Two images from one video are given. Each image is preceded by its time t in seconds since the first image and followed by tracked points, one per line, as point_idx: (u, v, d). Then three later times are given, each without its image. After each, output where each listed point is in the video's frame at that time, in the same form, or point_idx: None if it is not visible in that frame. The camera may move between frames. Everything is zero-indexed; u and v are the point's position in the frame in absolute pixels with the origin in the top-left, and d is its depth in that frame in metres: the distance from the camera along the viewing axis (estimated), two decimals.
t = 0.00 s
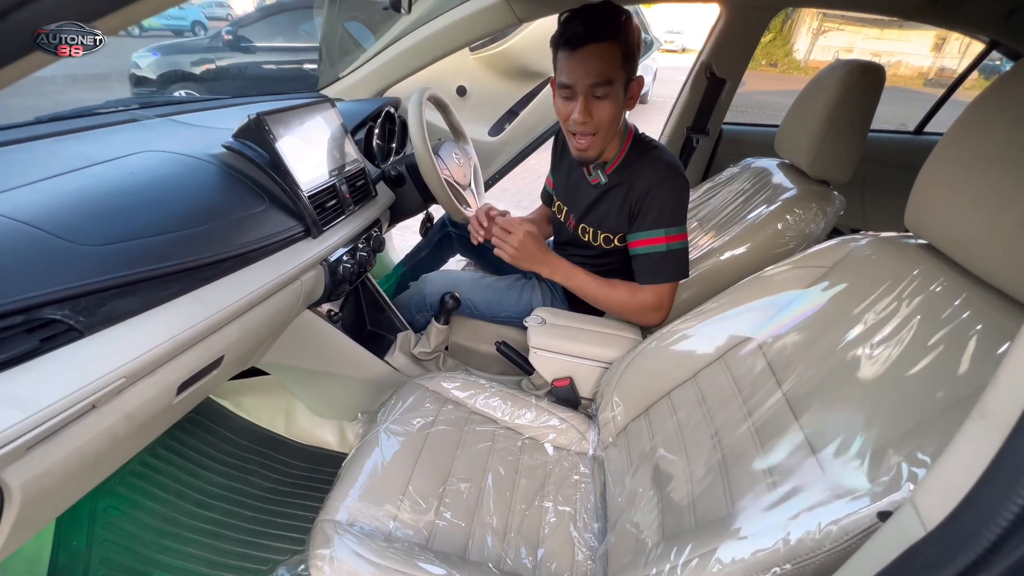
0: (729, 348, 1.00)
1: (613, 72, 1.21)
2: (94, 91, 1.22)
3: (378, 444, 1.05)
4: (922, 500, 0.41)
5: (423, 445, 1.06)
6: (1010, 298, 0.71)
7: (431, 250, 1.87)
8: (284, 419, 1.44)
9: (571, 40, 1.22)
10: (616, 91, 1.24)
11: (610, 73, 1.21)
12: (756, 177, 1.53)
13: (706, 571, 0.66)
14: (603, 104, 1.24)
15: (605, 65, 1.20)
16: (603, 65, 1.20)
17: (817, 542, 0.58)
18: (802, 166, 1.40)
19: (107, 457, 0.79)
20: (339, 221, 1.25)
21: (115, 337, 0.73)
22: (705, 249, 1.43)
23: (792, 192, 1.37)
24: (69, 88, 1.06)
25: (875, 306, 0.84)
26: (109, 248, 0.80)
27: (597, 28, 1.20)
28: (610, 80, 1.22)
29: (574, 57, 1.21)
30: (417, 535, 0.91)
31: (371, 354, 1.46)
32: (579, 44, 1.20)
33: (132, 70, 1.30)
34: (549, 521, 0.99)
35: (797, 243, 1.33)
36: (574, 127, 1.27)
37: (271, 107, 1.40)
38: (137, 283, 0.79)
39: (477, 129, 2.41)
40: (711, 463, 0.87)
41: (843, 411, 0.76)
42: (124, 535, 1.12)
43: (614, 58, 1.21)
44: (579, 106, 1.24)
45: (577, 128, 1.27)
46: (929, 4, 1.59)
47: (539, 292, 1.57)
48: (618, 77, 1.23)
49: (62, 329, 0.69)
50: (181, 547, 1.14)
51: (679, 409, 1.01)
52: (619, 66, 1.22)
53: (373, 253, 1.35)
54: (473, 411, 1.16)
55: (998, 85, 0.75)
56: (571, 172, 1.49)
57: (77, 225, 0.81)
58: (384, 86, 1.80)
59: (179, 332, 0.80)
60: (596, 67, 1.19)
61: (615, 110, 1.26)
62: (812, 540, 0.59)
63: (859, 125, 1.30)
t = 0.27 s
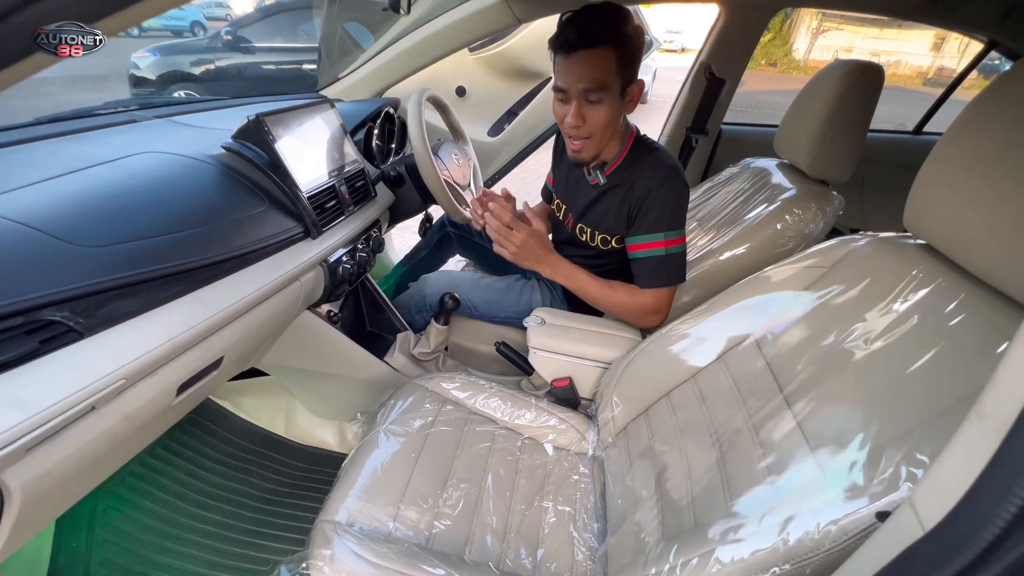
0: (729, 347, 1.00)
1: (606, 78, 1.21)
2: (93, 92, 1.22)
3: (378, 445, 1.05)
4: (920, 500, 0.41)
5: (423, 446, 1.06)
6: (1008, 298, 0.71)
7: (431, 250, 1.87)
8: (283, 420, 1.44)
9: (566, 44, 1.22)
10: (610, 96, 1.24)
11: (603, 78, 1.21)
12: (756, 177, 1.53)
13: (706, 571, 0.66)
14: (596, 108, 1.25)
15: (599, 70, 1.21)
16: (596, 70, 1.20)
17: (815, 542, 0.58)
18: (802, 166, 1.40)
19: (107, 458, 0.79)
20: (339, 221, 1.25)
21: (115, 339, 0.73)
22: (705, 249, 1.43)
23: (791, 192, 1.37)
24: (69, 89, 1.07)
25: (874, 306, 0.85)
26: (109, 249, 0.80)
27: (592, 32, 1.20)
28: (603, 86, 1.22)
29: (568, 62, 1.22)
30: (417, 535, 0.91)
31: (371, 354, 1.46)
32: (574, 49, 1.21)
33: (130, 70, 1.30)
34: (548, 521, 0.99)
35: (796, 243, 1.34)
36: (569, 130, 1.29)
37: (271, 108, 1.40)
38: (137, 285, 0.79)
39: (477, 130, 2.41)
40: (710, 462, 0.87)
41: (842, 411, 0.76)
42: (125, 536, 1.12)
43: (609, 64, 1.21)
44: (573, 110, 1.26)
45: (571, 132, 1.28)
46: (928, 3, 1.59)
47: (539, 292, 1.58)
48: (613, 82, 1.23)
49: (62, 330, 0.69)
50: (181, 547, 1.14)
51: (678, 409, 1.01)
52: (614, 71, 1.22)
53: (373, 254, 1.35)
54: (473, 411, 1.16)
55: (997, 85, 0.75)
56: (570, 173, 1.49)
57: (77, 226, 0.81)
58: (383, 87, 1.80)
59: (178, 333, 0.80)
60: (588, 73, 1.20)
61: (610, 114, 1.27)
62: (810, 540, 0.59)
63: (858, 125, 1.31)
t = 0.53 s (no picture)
0: (728, 347, 1.00)
1: (605, 84, 1.22)
2: (92, 92, 1.22)
3: (377, 445, 1.05)
4: (916, 499, 0.41)
5: (422, 446, 1.06)
6: (1006, 297, 0.71)
7: (430, 251, 1.88)
8: (283, 420, 1.44)
9: (564, 52, 1.23)
10: (611, 102, 1.25)
11: (602, 85, 1.22)
12: (755, 177, 1.54)
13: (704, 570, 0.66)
14: (597, 115, 1.25)
15: (597, 78, 1.21)
16: (595, 77, 1.21)
17: (813, 541, 0.59)
18: (801, 166, 1.40)
19: (107, 458, 0.79)
20: (338, 221, 1.25)
21: (114, 339, 0.73)
22: (704, 249, 1.43)
23: (790, 192, 1.37)
24: (68, 90, 1.07)
25: (873, 306, 0.85)
26: (108, 249, 0.80)
27: (588, 40, 1.20)
28: (603, 93, 1.22)
29: (566, 70, 1.23)
30: (417, 535, 0.91)
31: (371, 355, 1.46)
32: (572, 57, 1.22)
33: (129, 70, 1.30)
34: (548, 521, 0.99)
35: (795, 243, 1.34)
36: (571, 137, 1.30)
37: (270, 108, 1.41)
38: (136, 285, 0.79)
39: (476, 130, 2.41)
40: (709, 462, 0.87)
41: (841, 411, 0.76)
42: (124, 536, 1.12)
43: (608, 71, 1.21)
44: (574, 117, 1.26)
45: (574, 138, 1.29)
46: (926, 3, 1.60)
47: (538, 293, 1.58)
48: (613, 88, 1.23)
49: (61, 330, 0.69)
50: (180, 548, 1.14)
51: (677, 409, 1.01)
52: (613, 77, 1.22)
53: (372, 254, 1.35)
54: (472, 411, 1.16)
55: (994, 85, 0.75)
56: (572, 175, 1.49)
57: (76, 227, 0.81)
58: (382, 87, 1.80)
59: (177, 334, 0.80)
60: (587, 81, 1.21)
61: (612, 119, 1.27)
62: (809, 540, 0.59)
63: (857, 125, 1.31)
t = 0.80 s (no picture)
0: (727, 346, 1.00)
1: (607, 85, 1.22)
2: (91, 92, 1.22)
3: (377, 444, 1.05)
4: (914, 496, 0.41)
5: (421, 445, 1.06)
6: (1003, 297, 0.71)
7: (430, 251, 1.88)
8: (282, 420, 1.43)
9: (567, 52, 1.23)
10: (612, 103, 1.25)
11: (603, 86, 1.22)
12: (753, 177, 1.54)
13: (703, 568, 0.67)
14: (598, 116, 1.25)
15: (598, 78, 1.21)
16: (596, 78, 1.21)
17: (812, 539, 0.59)
18: (799, 166, 1.40)
19: (106, 456, 0.79)
20: (337, 221, 1.25)
21: (113, 338, 0.73)
22: (702, 249, 1.44)
23: (789, 192, 1.37)
24: (67, 89, 1.07)
25: (871, 305, 0.85)
26: (107, 248, 0.80)
27: (591, 40, 1.20)
28: (603, 94, 1.22)
29: (568, 70, 1.23)
30: (416, 534, 0.91)
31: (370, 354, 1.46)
32: (574, 57, 1.22)
33: (128, 70, 1.31)
34: (547, 520, 0.99)
35: (794, 242, 1.34)
36: (570, 137, 1.30)
37: (269, 107, 1.41)
38: (135, 284, 0.79)
39: (475, 129, 2.41)
40: (708, 461, 0.87)
41: (839, 410, 0.76)
42: (123, 536, 1.12)
43: (610, 72, 1.21)
44: (574, 117, 1.26)
45: (573, 138, 1.29)
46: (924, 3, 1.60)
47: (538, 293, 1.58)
48: (614, 89, 1.23)
49: (60, 329, 0.69)
50: (179, 547, 1.14)
51: (676, 408, 1.01)
52: (615, 79, 1.22)
53: (372, 253, 1.35)
54: (472, 410, 1.16)
55: (992, 85, 0.76)
56: (573, 176, 1.49)
57: (75, 226, 0.81)
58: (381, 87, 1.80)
59: (177, 333, 0.80)
60: (588, 81, 1.21)
61: (612, 121, 1.27)
62: (807, 537, 0.59)
63: (856, 124, 1.31)
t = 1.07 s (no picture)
0: (726, 348, 1.00)
1: (605, 84, 1.21)
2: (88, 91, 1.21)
3: (374, 445, 1.05)
4: (912, 497, 0.41)
5: (418, 446, 1.06)
6: (1001, 298, 0.71)
7: (427, 251, 1.88)
8: (279, 421, 1.43)
9: (568, 50, 1.23)
10: (610, 102, 1.24)
11: (602, 84, 1.21)
12: (751, 177, 1.54)
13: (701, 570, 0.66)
14: (595, 114, 1.25)
15: (598, 77, 1.21)
16: (595, 77, 1.21)
17: (810, 540, 0.59)
18: (797, 166, 1.40)
19: (101, 457, 0.79)
20: (335, 221, 1.25)
21: (108, 338, 0.72)
22: (700, 250, 1.44)
23: (787, 193, 1.37)
24: (62, 88, 1.06)
25: (869, 306, 0.85)
26: (102, 248, 0.80)
27: (592, 39, 1.20)
28: (602, 92, 1.22)
29: (567, 67, 1.23)
30: (413, 535, 0.91)
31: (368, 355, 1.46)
32: (574, 53, 1.22)
33: (128, 69, 1.32)
34: (545, 521, 0.99)
35: (792, 243, 1.34)
36: (568, 134, 1.29)
37: (266, 107, 1.40)
38: (130, 284, 0.78)
39: (473, 130, 2.41)
40: (706, 462, 0.87)
41: (837, 411, 0.76)
42: (119, 537, 1.12)
43: (609, 70, 1.21)
44: (572, 114, 1.26)
45: (570, 135, 1.29)
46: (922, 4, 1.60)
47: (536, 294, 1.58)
48: (613, 88, 1.23)
49: (55, 329, 0.68)
50: (175, 548, 1.14)
51: (674, 409, 1.01)
52: (614, 77, 1.22)
53: (369, 254, 1.34)
54: (469, 411, 1.16)
55: (989, 86, 0.76)
56: (572, 176, 1.49)
57: (70, 225, 0.81)
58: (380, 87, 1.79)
59: (172, 333, 0.79)
60: (587, 78, 1.21)
61: (610, 120, 1.27)
62: (805, 539, 0.59)
63: (855, 125, 1.31)
